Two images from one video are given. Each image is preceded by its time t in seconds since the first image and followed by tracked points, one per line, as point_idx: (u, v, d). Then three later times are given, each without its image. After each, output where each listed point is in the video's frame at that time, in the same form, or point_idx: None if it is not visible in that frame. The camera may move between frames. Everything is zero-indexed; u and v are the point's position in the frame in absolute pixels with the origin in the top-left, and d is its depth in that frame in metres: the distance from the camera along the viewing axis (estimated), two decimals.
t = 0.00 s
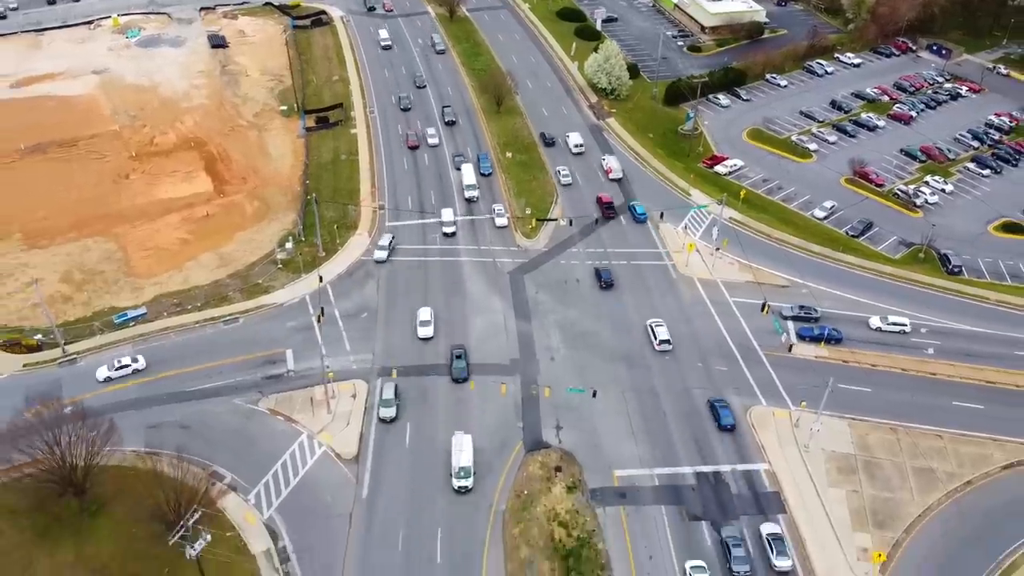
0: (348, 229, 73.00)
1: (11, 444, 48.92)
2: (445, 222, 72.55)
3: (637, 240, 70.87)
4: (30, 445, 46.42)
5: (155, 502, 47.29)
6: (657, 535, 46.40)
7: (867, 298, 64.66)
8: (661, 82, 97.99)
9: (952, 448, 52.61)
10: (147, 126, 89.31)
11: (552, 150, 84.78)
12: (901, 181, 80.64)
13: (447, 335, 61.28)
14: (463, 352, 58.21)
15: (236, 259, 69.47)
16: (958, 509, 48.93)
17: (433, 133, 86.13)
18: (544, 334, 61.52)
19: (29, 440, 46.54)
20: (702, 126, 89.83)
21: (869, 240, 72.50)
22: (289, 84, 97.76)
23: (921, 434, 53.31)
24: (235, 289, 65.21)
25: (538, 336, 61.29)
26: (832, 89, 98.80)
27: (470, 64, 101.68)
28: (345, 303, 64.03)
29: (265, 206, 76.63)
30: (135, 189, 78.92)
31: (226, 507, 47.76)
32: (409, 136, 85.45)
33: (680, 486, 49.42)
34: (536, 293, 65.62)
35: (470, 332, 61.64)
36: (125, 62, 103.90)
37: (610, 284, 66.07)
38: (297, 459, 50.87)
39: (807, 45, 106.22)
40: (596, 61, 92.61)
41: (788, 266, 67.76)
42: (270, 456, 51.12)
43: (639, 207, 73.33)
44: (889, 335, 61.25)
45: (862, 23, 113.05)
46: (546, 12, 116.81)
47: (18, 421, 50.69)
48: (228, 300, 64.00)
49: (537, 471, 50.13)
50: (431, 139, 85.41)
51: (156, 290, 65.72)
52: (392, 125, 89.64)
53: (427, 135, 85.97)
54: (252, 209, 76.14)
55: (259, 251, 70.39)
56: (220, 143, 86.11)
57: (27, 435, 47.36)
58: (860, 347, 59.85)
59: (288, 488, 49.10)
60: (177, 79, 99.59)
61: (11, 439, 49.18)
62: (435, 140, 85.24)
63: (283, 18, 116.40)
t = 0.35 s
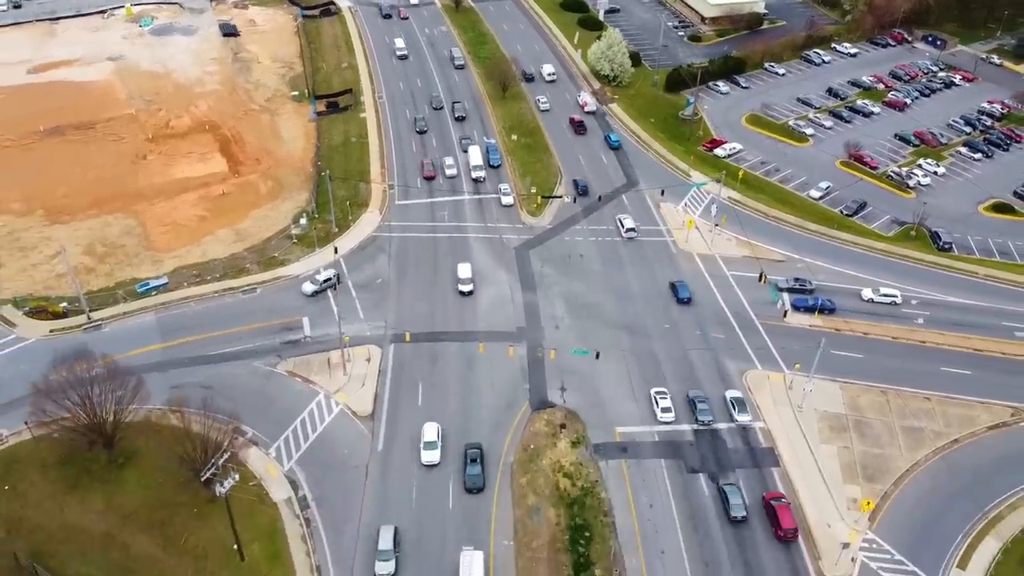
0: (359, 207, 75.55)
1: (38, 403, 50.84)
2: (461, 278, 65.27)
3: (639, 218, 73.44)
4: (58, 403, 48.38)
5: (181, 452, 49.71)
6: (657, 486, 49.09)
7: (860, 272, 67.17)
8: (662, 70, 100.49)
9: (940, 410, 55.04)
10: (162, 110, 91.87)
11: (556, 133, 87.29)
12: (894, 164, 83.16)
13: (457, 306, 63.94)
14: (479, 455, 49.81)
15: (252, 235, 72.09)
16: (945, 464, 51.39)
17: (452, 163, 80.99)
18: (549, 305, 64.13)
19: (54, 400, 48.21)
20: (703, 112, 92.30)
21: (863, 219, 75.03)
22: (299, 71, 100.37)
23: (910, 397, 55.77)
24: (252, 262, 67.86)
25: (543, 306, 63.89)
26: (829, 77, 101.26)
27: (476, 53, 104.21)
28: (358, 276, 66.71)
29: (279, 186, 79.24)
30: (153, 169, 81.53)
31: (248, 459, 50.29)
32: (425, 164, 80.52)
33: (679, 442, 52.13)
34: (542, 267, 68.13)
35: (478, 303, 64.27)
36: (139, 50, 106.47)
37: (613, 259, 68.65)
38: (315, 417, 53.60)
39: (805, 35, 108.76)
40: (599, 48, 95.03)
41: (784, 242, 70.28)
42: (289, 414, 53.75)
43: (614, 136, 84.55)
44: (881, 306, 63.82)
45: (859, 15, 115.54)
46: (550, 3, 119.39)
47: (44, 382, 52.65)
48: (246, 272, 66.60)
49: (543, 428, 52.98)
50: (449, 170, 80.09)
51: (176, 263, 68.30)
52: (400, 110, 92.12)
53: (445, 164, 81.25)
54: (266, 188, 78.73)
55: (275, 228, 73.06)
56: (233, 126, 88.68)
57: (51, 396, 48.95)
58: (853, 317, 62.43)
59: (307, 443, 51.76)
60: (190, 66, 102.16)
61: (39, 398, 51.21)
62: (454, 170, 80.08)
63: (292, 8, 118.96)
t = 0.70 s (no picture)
0: (370, 186, 78.36)
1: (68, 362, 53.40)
2: (474, 362, 57.00)
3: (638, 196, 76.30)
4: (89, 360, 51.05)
5: (205, 405, 52.56)
6: (655, 440, 52.17)
7: (851, 247, 70.00)
8: (662, 58, 103.24)
9: (925, 373, 57.81)
10: (177, 95, 94.72)
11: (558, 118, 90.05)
12: (887, 148, 85.91)
13: (464, 278, 66.75)
14: None
15: (267, 212, 74.94)
16: (929, 422, 54.21)
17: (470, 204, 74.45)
18: (552, 277, 66.97)
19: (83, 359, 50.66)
20: (701, 98, 95.01)
21: (855, 198, 77.83)
22: (309, 59, 103.21)
23: (896, 361, 58.53)
24: (268, 237, 70.75)
25: (547, 279, 66.72)
26: (825, 66, 103.96)
27: (480, 41, 106.95)
28: (369, 251, 69.54)
29: (291, 167, 82.10)
30: (169, 150, 84.40)
31: (269, 414, 53.19)
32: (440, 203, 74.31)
33: (676, 401, 55.16)
34: (545, 242, 70.93)
35: (484, 276, 67.11)
36: (152, 38, 109.34)
37: (614, 234, 71.47)
38: (331, 377, 56.65)
39: (802, 25, 111.47)
40: (601, 36, 97.66)
41: (779, 219, 73.10)
42: (306, 375, 56.68)
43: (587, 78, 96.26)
44: (870, 278, 66.70)
45: (855, 6, 118.21)
46: None
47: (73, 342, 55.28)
48: (262, 246, 69.48)
49: (547, 388, 56.28)
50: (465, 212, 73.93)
51: (194, 237, 71.16)
52: (407, 96, 94.85)
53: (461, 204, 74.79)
54: (279, 168, 81.61)
55: (288, 205, 75.93)
56: (246, 111, 91.55)
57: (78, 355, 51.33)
58: (843, 288, 65.28)
59: (324, 400, 54.80)
60: (202, 53, 105.01)
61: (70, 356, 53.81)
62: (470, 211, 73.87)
63: None
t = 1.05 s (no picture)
0: (383, 171, 81.02)
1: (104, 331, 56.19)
2: (491, 492, 47.66)
3: (643, 181, 78.97)
4: (125, 327, 53.87)
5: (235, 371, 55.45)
6: (660, 406, 54.98)
7: (848, 229, 72.68)
8: (666, 50, 105.94)
9: (918, 345, 60.44)
10: (194, 85, 97.42)
11: (565, 106, 92.67)
12: (884, 135, 88.55)
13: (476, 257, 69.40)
14: None
15: (285, 195, 77.66)
16: (922, 389, 56.83)
17: (490, 262, 67.15)
18: (561, 256, 69.65)
19: (120, 326, 53.47)
20: (704, 88, 97.59)
21: (852, 182, 80.47)
22: (321, 51, 105.96)
23: (891, 334, 61.18)
24: (287, 219, 73.45)
25: (556, 258, 69.38)
26: (824, 58, 106.59)
27: (488, 34, 109.69)
28: (385, 232, 72.20)
29: (307, 153, 84.79)
30: (188, 137, 87.10)
31: (293, 380, 56.03)
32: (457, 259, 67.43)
33: (679, 369, 57.99)
34: (553, 224, 73.58)
35: (495, 255, 69.82)
36: (168, 30, 112.08)
37: (619, 216, 74.15)
38: (351, 348, 59.47)
39: (801, 19, 114.12)
40: (605, 28, 100.26)
41: (779, 203, 75.76)
42: (327, 346, 59.47)
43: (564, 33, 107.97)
44: (866, 258, 69.40)
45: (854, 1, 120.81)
46: None
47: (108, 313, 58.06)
48: (281, 227, 72.22)
49: (556, 358, 59.12)
50: (483, 271, 66.67)
51: (216, 219, 73.86)
52: (417, 86, 97.49)
53: (479, 258, 67.78)
54: (295, 155, 84.32)
55: (305, 189, 78.64)
56: (262, 100, 94.32)
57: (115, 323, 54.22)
58: (840, 266, 67.98)
59: (346, 368, 57.65)
60: (217, 45, 107.74)
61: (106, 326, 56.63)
62: (489, 270, 66.61)
63: None
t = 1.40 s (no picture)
0: (398, 158, 83.54)
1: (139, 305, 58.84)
2: None
3: (650, 167, 81.46)
4: (160, 300, 56.48)
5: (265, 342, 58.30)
6: (669, 376, 57.53)
7: (849, 213, 75.19)
8: (671, 43, 108.52)
9: (916, 321, 62.90)
10: (211, 76, 100.01)
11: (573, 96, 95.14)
12: (883, 125, 91.05)
13: (490, 239, 71.96)
14: None
15: (304, 180, 80.25)
16: (920, 362, 59.33)
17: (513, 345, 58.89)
18: (571, 238, 72.18)
19: (156, 300, 56.15)
20: (708, 79, 100.10)
21: (853, 169, 82.96)
22: (334, 43, 108.56)
23: (890, 311, 63.63)
24: (307, 203, 76.07)
25: (566, 240, 71.90)
26: (825, 51, 109.13)
27: (497, 27, 112.30)
28: (401, 215, 74.76)
29: (324, 141, 87.35)
30: (208, 125, 89.69)
31: (318, 351, 58.63)
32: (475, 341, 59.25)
33: (687, 343, 60.53)
34: (564, 208, 76.11)
35: (508, 237, 72.36)
36: (184, 23, 114.65)
37: (628, 200, 76.66)
38: (372, 323, 62.01)
39: (804, 14, 116.66)
40: (612, 21, 102.67)
41: (782, 188, 78.27)
42: (349, 321, 62.03)
43: None
44: (866, 240, 71.87)
45: None
46: None
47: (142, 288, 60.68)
48: (301, 210, 74.81)
49: (569, 333, 61.67)
50: (505, 355, 58.43)
51: (238, 202, 76.43)
52: (430, 77, 99.99)
53: (502, 338, 59.70)
54: (312, 142, 86.89)
55: (323, 175, 81.20)
56: (278, 91, 96.93)
57: (152, 297, 56.88)
58: (842, 248, 70.47)
59: (368, 341, 60.24)
60: (233, 38, 110.33)
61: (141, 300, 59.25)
62: (513, 356, 58.32)
63: None
